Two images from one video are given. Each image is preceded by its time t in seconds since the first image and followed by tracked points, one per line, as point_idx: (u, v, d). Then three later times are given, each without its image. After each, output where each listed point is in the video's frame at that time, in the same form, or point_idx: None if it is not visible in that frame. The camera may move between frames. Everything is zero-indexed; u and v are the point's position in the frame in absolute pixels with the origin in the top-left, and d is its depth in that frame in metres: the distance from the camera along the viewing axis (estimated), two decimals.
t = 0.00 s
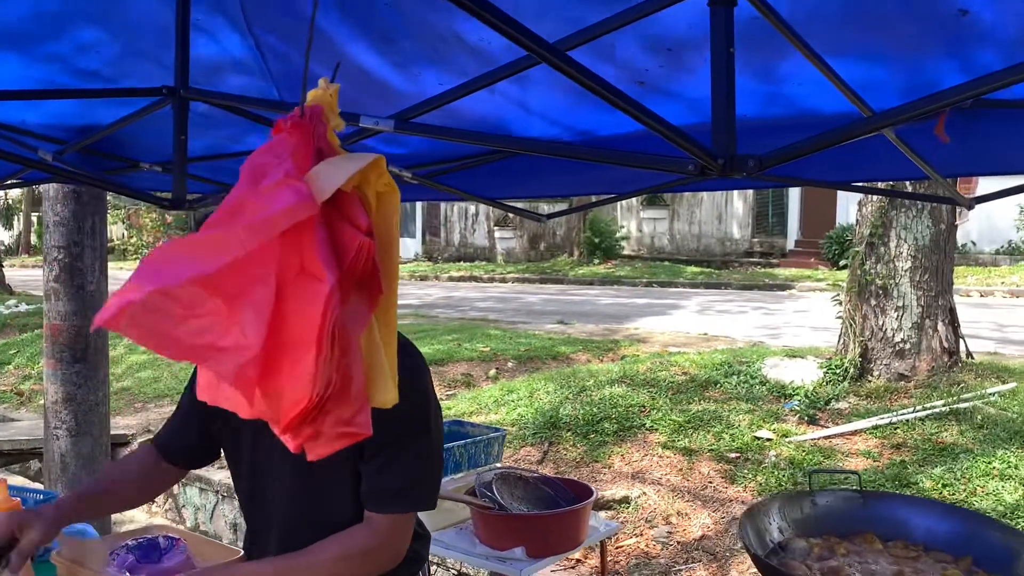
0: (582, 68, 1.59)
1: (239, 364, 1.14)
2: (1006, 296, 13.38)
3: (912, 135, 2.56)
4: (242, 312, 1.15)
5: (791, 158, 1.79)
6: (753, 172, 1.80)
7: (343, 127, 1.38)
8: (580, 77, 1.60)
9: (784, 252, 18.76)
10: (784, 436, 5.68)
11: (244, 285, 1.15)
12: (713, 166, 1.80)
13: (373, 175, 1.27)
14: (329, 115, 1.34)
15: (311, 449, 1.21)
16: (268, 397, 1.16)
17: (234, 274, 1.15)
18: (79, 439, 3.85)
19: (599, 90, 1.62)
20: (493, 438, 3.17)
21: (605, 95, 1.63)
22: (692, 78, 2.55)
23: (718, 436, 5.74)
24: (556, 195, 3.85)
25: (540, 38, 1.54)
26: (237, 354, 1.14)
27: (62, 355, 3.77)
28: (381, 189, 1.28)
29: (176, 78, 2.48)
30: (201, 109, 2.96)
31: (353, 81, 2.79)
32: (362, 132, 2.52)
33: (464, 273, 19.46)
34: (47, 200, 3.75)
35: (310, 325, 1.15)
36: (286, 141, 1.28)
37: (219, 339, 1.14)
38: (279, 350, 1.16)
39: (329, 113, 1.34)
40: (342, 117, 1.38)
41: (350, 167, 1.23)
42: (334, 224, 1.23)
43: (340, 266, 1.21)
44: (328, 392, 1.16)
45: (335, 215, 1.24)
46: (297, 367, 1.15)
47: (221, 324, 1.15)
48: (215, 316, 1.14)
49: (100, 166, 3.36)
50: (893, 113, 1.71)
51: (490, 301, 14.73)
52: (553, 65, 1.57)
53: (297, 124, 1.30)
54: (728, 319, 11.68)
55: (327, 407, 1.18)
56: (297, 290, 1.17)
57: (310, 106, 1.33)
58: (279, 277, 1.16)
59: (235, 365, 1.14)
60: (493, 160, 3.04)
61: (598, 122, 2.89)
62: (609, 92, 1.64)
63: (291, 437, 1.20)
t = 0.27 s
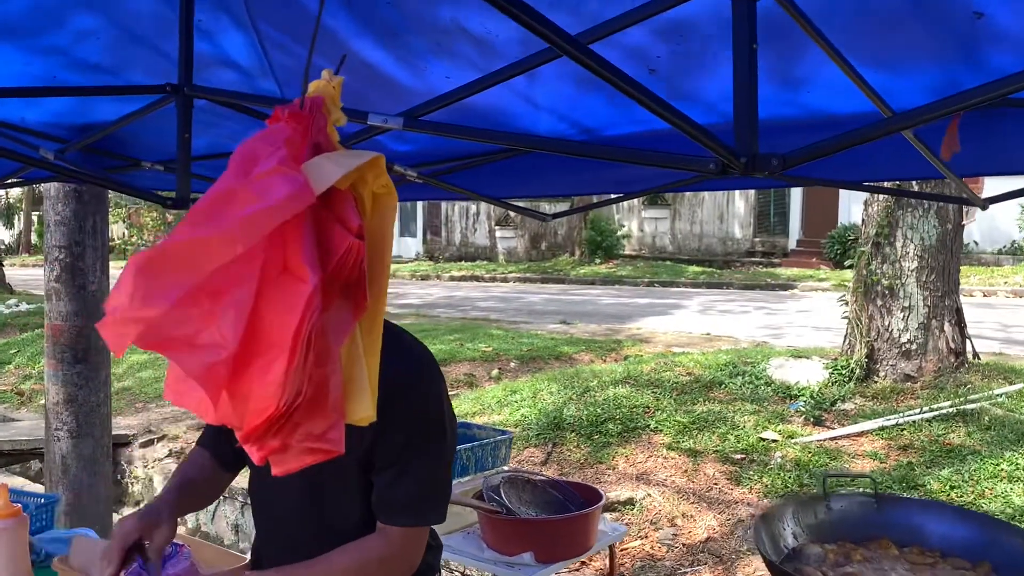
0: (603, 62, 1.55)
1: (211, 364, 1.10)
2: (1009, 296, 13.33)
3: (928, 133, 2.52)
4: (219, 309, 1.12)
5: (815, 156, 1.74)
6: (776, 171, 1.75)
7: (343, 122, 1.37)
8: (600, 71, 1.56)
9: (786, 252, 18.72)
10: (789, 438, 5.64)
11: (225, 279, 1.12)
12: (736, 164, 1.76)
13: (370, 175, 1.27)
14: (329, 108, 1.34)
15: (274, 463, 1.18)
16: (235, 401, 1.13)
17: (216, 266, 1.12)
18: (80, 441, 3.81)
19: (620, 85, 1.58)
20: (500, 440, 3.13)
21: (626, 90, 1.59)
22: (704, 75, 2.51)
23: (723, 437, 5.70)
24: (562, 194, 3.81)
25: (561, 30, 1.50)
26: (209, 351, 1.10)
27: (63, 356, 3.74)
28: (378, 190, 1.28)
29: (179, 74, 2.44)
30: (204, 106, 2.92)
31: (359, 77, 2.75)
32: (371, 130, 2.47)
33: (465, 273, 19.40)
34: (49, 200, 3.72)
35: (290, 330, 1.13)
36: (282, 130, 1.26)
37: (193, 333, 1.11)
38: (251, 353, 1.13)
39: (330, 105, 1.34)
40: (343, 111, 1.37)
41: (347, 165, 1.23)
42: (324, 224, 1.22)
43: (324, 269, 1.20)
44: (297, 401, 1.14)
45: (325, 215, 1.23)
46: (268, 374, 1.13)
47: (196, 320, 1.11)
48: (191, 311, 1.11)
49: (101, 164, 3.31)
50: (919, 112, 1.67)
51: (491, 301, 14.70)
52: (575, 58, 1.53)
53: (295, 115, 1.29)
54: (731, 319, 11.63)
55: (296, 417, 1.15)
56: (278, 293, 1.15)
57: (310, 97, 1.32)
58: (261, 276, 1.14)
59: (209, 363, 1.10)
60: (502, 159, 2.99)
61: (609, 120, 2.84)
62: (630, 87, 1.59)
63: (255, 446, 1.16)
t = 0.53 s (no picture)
0: (631, 60, 1.51)
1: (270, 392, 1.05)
2: None
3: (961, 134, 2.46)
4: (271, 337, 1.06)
5: (849, 158, 1.69)
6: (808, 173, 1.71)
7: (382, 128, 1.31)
8: (628, 70, 1.52)
9: (807, 252, 18.55)
10: (812, 441, 5.56)
11: (275, 300, 1.06)
12: (766, 166, 1.71)
13: (415, 181, 1.21)
14: (367, 114, 1.27)
15: (346, 473, 1.12)
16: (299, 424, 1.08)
17: (265, 291, 1.06)
18: (100, 441, 3.82)
19: (647, 83, 1.54)
20: (520, 444, 3.10)
21: (654, 89, 1.55)
22: (732, 75, 2.46)
23: (745, 440, 5.63)
24: (583, 195, 3.77)
25: (589, 28, 1.47)
26: (267, 376, 1.06)
27: (84, 356, 3.75)
28: (424, 196, 1.23)
29: (199, 74, 2.42)
30: (224, 107, 2.91)
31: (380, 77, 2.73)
32: (392, 130, 2.45)
33: (484, 272, 19.39)
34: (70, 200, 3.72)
35: (347, 346, 1.05)
36: (321, 143, 1.20)
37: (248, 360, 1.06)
38: (309, 373, 1.07)
39: (367, 111, 1.27)
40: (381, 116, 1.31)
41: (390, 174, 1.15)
42: (372, 233, 1.14)
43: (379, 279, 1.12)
44: (362, 419, 1.07)
45: (373, 225, 1.15)
46: (330, 392, 1.06)
47: (247, 351, 1.07)
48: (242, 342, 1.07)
49: (121, 164, 3.31)
50: (957, 112, 1.60)
51: (510, 301, 14.67)
52: (602, 57, 1.49)
53: (333, 124, 1.22)
54: (752, 320, 11.53)
55: (363, 434, 1.08)
56: (330, 308, 1.08)
57: (347, 104, 1.25)
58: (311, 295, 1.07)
59: (267, 392, 1.05)
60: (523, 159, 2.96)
61: (633, 121, 2.81)
62: (658, 85, 1.55)
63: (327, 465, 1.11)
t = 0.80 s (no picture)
0: (672, 58, 1.48)
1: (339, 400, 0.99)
2: None
3: (1015, 133, 2.38)
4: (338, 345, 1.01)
5: (897, 158, 1.64)
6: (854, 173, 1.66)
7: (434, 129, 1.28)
8: (670, 69, 1.49)
9: (851, 253, 18.21)
10: (856, 446, 5.45)
11: (340, 311, 1.02)
12: (811, 166, 1.66)
13: (471, 181, 1.17)
14: (419, 116, 1.25)
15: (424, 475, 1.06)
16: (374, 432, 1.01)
17: (328, 299, 1.02)
18: (143, 438, 3.88)
19: (689, 82, 1.50)
20: (558, 446, 3.08)
21: (697, 87, 1.52)
22: (776, 75, 2.41)
23: (787, 444, 5.54)
24: (623, 195, 3.74)
25: (630, 25, 1.43)
26: (336, 386, 0.99)
27: (128, 354, 3.81)
28: (480, 195, 1.18)
29: (240, 76, 2.43)
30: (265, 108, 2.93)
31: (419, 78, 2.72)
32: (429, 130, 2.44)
33: (522, 272, 19.39)
34: (116, 200, 3.79)
35: (416, 347, 1.01)
36: (377, 150, 1.16)
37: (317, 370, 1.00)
38: (379, 379, 1.01)
39: (418, 112, 1.25)
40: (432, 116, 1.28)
41: (450, 176, 1.11)
42: (434, 239, 1.11)
43: (443, 283, 1.08)
44: (439, 421, 1.01)
45: (434, 230, 1.12)
46: (404, 395, 1.00)
47: (314, 361, 1.01)
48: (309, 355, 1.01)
49: (165, 165, 3.36)
50: (1011, 110, 1.54)
51: (548, 301, 14.63)
52: (643, 55, 1.46)
53: (386, 129, 1.18)
54: (794, 322, 11.35)
55: (439, 436, 1.02)
56: (395, 311, 1.03)
57: (398, 108, 1.22)
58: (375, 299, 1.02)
59: (337, 401, 0.99)
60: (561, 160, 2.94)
61: (673, 120, 2.77)
62: (700, 84, 1.52)
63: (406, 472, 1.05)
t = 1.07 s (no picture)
0: (711, 53, 1.44)
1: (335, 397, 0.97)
2: None
3: None
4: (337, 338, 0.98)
5: (945, 155, 1.59)
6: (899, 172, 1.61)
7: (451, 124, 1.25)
8: (708, 65, 1.46)
9: (896, 255, 17.85)
10: (900, 451, 5.32)
11: (342, 305, 1.00)
12: (854, 165, 1.62)
13: (482, 178, 1.15)
14: (435, 111, 1.22)
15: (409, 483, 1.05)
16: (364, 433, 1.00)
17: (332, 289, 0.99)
18: (184, 435, 3.94)
19: (727, 78, 1.47)
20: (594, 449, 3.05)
21: (735, 83, 1.48)
22: (820, 72, 2.35)
23: (829, 449, 5.43)
24: (661, 196, 3.70)
25: (667, 20, 1.40)
26: (335, 384, 0.97)
27: (169, 352, 3.87)
28: (492, 194, 1.16)
29: (278, 77, 2.45)
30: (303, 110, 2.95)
31: (456, 79, 2.72)
32: (465, 130, 2.43)
33: (560, 273, 19.34)
34: (157, 200, 3.85)
35: (412, 349, 0.99)
36: (388, 142, 1.16)
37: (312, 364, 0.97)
38: (374, 379, 1.00)
39: (435, 108, 1.22)
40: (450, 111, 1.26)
41: (457, 173, 1.10)
42: (439, 235, 1.09)
43: (444, 281, 1.07)
44: (427, 424, 1.01)
45: (440, 226, 1.10)
46: (396, 397, 0.99)
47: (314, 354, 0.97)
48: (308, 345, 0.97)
49: (206, 166, 3.40)
50: None
51: (586, 302, 14.57)
52: (680, 50, 1.42)
53: (400, 122, 1.18)
54: (837, 325, 11.15)
55: (427, 443, 1.02)
56: (394, 310, 1.01)
57: (415, 102, 1.21)
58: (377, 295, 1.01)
59: (332, 397, 0.97)
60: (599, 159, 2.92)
61: (712, 118, 2.73)
62: (739, 79, 1.48)
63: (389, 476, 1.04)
